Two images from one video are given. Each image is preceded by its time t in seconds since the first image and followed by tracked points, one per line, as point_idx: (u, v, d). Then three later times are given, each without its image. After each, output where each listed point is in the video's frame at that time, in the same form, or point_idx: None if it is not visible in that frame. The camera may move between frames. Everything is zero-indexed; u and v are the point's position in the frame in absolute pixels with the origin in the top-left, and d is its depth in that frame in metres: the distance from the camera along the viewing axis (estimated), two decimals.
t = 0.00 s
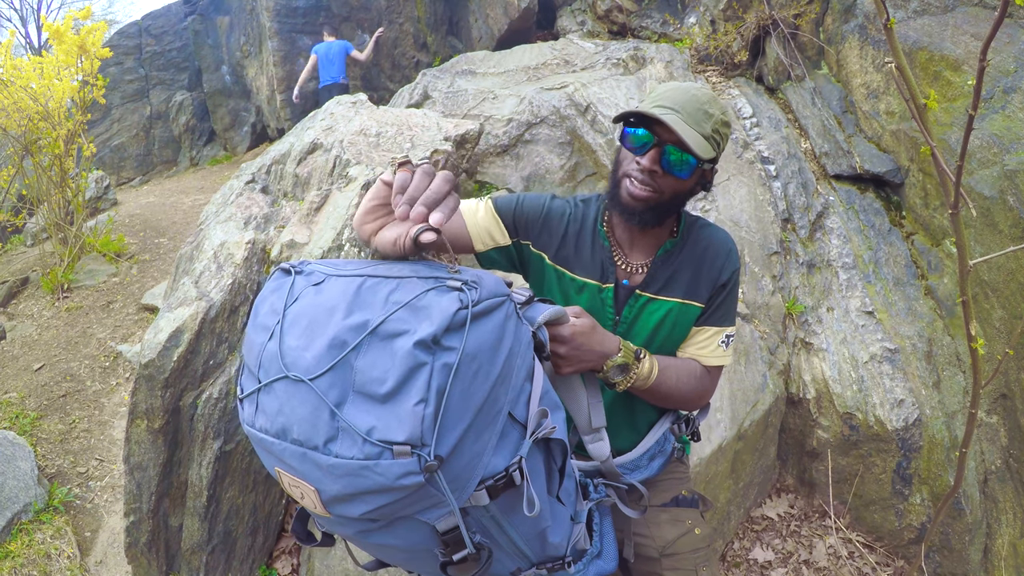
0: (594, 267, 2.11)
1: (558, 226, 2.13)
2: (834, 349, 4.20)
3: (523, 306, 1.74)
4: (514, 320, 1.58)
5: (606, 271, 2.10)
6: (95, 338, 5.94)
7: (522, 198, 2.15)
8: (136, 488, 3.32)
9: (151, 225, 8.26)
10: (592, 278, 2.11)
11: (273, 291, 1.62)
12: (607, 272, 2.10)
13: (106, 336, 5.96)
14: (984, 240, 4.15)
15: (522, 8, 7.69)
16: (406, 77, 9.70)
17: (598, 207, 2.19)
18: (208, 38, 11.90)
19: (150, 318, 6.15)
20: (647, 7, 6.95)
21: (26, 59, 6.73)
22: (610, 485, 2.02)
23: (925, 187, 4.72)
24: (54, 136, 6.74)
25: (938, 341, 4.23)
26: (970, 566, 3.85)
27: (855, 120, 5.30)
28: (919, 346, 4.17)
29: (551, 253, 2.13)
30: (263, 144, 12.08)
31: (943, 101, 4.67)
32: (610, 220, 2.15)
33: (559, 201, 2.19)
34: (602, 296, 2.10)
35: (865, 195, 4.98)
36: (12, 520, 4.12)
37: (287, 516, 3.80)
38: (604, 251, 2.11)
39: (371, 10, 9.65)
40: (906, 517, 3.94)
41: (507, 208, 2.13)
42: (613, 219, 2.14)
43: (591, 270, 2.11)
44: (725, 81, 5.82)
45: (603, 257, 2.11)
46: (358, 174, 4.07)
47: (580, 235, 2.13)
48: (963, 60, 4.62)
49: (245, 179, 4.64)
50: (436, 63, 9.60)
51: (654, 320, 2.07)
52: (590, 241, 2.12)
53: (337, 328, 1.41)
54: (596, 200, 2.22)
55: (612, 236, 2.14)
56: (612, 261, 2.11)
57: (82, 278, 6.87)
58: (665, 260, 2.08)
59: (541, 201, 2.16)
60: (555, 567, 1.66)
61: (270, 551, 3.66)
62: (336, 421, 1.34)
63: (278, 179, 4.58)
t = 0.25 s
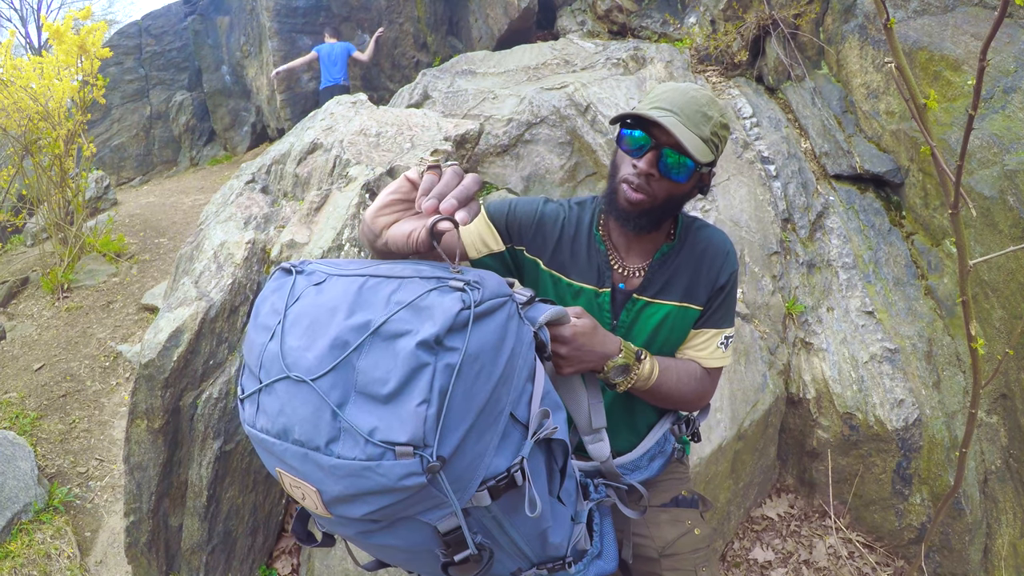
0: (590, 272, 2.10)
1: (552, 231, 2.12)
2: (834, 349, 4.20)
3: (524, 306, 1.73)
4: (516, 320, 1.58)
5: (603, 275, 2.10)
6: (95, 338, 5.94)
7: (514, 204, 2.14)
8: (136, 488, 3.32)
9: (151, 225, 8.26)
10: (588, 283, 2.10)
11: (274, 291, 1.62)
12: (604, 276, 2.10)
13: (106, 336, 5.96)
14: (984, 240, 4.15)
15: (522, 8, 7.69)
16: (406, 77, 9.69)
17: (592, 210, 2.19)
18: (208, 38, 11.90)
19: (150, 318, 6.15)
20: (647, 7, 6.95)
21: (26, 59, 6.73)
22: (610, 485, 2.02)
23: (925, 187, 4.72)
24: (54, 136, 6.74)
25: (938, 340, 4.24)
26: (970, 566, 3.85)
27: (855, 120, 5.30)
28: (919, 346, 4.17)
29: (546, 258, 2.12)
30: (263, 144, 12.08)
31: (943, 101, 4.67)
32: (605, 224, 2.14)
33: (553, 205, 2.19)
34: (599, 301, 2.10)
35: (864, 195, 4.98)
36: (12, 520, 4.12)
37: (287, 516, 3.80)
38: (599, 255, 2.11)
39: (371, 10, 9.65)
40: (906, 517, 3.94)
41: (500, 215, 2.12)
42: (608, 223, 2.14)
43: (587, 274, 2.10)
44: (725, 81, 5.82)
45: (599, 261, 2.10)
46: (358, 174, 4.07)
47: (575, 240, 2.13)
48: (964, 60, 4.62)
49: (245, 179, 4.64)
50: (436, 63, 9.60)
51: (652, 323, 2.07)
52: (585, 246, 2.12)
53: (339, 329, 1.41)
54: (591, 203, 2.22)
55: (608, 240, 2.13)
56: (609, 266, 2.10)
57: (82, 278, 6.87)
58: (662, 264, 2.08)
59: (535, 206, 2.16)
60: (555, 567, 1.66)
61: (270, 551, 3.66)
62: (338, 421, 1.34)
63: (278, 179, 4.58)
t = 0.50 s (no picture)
0: (589, 273, 2.10)
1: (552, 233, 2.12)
2: (834, 349, 4.20)
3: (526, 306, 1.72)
4: (518, 320, 1.58)
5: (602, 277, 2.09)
6: (95, 338, 5.94)
7: (513, 207, 2.14)
8: (136, 488, 3.32)
9: (151, 225, 8.26)
10: (588, 284, 2.10)
11: (276, 290, 1.62)
12: (603, 279, 2.09)
13: (106, 336, 5.96)
14: (984, 240, 4.15)
15: (522, 8, 7.69)
16: (406, 77, 9.68)
17: (592, 211, 2.18)
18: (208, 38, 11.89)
19: (150, 318, 6.15)
20: (647, 7, 6.95)
21: (26, 59, 6.73)
22: (610, 485, 2.02)
23: (925, 187, 4.72)
24: (54, 136, 6.74)
25: (938, 341, 4.24)
26: (971, 566, 3.85)
27: (855, 120, 5.30)
28: (919, 346, 4.17)
29: (545, 260, 2.11)
30: (263, 144, 12.09)
31: (943, 101, 4.67)
32: (605, 225, 2.14)
33: (552, 207, 2.18)
34: (598, 303, 2.09)
35: (864, 195, 4.98)
36: (12, 520, 4.12)
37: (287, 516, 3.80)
38: (598, 257, 2.10)
39: (371, 10, 9.64)
40: (906, 517, 3.94)
41: (499, 217, 2.12)
42: (607, 225, 2.13)
43: (587, 277, 2.10)
44: (725, 81, 5.82)
45: (598, 263, 2.10)
46: (358, 175, 4.07)
47: (575, 241, 2.12)
48: (964, 60, 4.62)
49: (245, 179, 4.64)
50: (436, 62, 9.60)
51: (652, 325, 2.07)
52: (585, 247, 2.11)
53: (342, 328, 1.41)
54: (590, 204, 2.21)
55: (608, 242, 2.13)
56: (608, 267, 2.10)
57: (82, 278, 6.87)
58: (661, 266, 2.08)
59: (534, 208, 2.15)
60: (556, 566, 1.66)
61: (270, 551, 3.66)
62: (341, 420, 1.34)
63: (278, 179, 4.58)
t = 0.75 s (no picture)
0: (590, 274, 2.09)
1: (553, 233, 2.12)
2: (834, 349, 4.21)
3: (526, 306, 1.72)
4: (518, 318, 1.58)
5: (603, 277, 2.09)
6: (95, 338, 5.94)
7: (514, 207, 2.14)
8: (136, 488, 3.32)
9: (151, 225, 8.26)
10: (588, 285, 2.09)
11: (277, 289, 1.62)
12: (604, 279, 2.09)
13: (106, 336, 5.96)
14: (984, 240, 4.15)
15: (522, 8, 7.70)
16: (406, 77, 9.69)
17: (592, 211, 2.18)
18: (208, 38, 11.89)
19: (150, 318, 6.15)
20: (647, 7, 6.96)
21: (26, 59, 6.73)
22: (610, 485, 2.01)
23: (925, 187, 4.72)
24: (54, 136, 6.74)
25: (938, 341, 4.24)
26: (971, 566, 3.85)
27: (855, 120, 5.30)
28: (919, 346, 4.17)
29: (545, 261, 2.11)
30: (264, 144, 12.09)
31: (943, 101, 4.67)
32: (605, 225, 2.14)
33: (553, 207, 2.18)
34: (598, 303, 2.09)
35: (864, 195, 4.98)
36: (12, 520, 4.11)
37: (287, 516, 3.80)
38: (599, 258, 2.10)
39: (371, 10, 9.65)
40: (906, 517, 3.94)
41: (500, 217, 2.12)
42: (608, 225, 2.14)
43: (587, 277, 2.10)
44: (725, 81, 5.83)
45: (598, 264, 2.10)
46: (359, 174, 4.07)
47: (576, 241, 2.12)
48: (964, 60, 4.62)
49: (245, 179, 4.64)
50: (437, 63, 9.61)
51: (652, 325, 2.07)
52: (585, 247, 2.11)
53: (342, 325, 1.41)
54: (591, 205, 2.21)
55: (608, 242, 2.13)
56: (608, 267, 2.10)
57: (82, 278, 6.87)
58: (662, 267, 2.08)
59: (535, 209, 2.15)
60: (557, 566, 1.66)
61: (270, 551, 3.65)
62: (342, 417, 1.34)
63: (278, 179, 4.58)
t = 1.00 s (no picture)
0: (590, 274, 2.09)
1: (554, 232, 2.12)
2: (834, 349, 4.21)
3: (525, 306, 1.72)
4: (518, 318, 1.58)
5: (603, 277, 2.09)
6: (95, 338, 5.94)
7: (514, 207, 2.14)
8: (136, 488, 3.32)
9: (151, 225, 8.26)
10: (589, 284, 2.09)
11: (276, 289, 1.62)
12: (604, 278, 2.09)
13: (106, 336, 5.96)
14: (984, 240, 4.15)
15: (522, 8, 7.70)
16: (406, 77, 9.69)
17: (593, 211, 2.18)
18: (208, 38, 11.89)
19: (150, 318, 6.15)
20: (647, 7, 6.96)
21: (26, 59, 6.73)
22: (609, 484, 2.01)
23: (925, 187, 4.72)
24: (54, 136, 6.74)
25: (938, 341, 4.24)
26: (971, 566, 3.85)
27: (855, 120, 5.30)
28: (919, 346, 4.17)
29: (545, 261, 2.11)
30: (264, 144, 12.09)
31: (943, 101, 4.67)
32: (605, 225, 2.14)
33: (554, 207, 2.19)
34: (598, 303, 2.09)
35: (864, 195, 4.98)
36: (12, 520, 4.12)
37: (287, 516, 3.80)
38: (599, 258, 2.10)
39: (371, 10, 9.65)
40: (906, 517, 3.94)
41: (501, 217, 2.12)
42: (608, 225, 2.14)
43: (587, 277, 2.10)
44: (725, 81, 5.83)
45: (598, 263, 2.10)
46: (358, 174, 4.07)
47: (576, 241, 2.12)
48: (964, 60, 4.62)
49: (245, 179, 4.64)
50: (436, 63, 9.61)
51: (652, 325, 2.07)
52: (586, 248, 2.11)
53: (342, 325, 1.41)
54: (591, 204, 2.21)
55: (608, 241, 2.13)
56: (608, 267, 2.10)
57: (82, 278, 6.88)
58: (662, 267, 2.08)
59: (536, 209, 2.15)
60: (556, 566, 1.66)
61: (270, 551, 3.65)
62: (341, 417, 1.34)
63: (278, 179, 4.59)
